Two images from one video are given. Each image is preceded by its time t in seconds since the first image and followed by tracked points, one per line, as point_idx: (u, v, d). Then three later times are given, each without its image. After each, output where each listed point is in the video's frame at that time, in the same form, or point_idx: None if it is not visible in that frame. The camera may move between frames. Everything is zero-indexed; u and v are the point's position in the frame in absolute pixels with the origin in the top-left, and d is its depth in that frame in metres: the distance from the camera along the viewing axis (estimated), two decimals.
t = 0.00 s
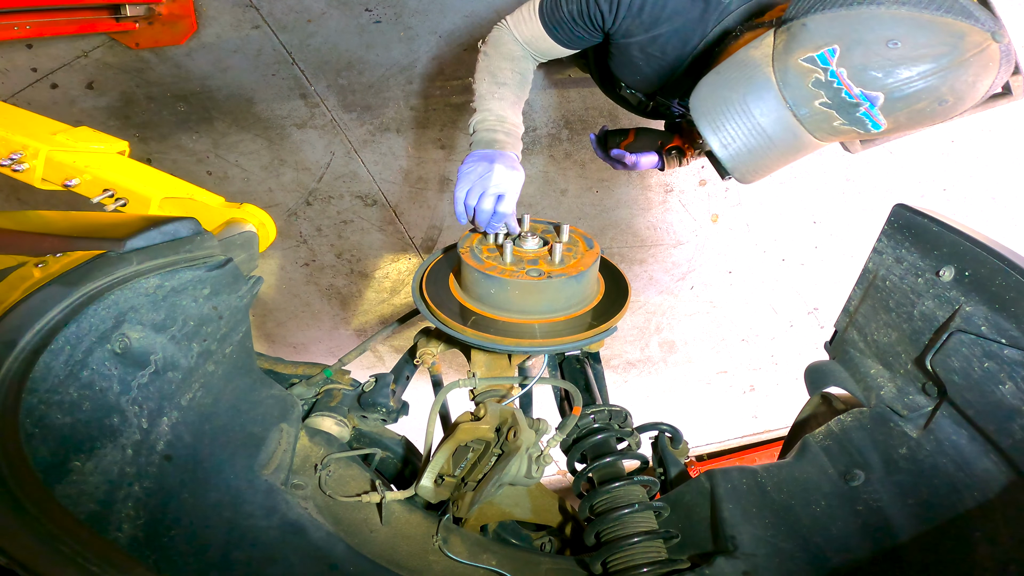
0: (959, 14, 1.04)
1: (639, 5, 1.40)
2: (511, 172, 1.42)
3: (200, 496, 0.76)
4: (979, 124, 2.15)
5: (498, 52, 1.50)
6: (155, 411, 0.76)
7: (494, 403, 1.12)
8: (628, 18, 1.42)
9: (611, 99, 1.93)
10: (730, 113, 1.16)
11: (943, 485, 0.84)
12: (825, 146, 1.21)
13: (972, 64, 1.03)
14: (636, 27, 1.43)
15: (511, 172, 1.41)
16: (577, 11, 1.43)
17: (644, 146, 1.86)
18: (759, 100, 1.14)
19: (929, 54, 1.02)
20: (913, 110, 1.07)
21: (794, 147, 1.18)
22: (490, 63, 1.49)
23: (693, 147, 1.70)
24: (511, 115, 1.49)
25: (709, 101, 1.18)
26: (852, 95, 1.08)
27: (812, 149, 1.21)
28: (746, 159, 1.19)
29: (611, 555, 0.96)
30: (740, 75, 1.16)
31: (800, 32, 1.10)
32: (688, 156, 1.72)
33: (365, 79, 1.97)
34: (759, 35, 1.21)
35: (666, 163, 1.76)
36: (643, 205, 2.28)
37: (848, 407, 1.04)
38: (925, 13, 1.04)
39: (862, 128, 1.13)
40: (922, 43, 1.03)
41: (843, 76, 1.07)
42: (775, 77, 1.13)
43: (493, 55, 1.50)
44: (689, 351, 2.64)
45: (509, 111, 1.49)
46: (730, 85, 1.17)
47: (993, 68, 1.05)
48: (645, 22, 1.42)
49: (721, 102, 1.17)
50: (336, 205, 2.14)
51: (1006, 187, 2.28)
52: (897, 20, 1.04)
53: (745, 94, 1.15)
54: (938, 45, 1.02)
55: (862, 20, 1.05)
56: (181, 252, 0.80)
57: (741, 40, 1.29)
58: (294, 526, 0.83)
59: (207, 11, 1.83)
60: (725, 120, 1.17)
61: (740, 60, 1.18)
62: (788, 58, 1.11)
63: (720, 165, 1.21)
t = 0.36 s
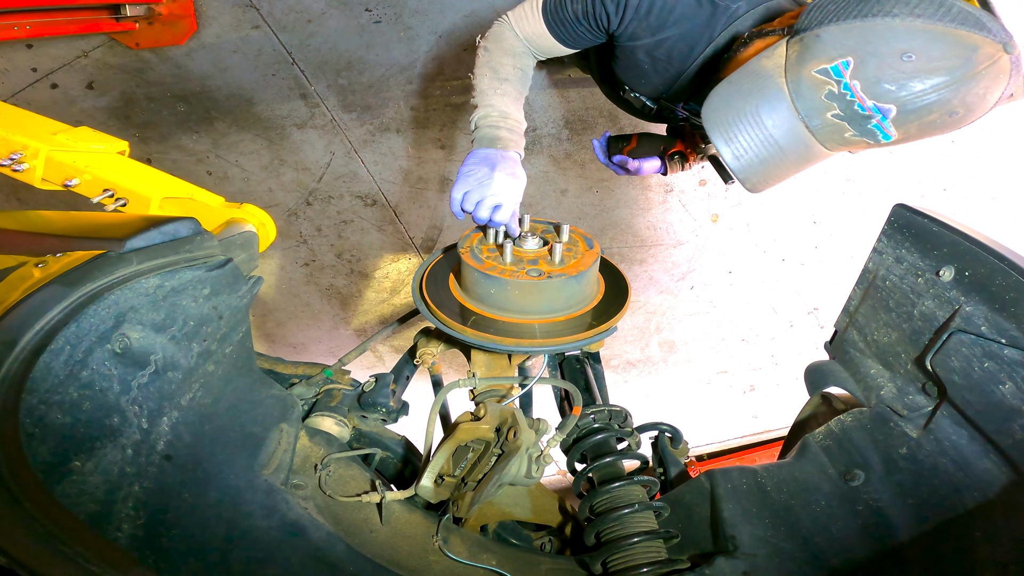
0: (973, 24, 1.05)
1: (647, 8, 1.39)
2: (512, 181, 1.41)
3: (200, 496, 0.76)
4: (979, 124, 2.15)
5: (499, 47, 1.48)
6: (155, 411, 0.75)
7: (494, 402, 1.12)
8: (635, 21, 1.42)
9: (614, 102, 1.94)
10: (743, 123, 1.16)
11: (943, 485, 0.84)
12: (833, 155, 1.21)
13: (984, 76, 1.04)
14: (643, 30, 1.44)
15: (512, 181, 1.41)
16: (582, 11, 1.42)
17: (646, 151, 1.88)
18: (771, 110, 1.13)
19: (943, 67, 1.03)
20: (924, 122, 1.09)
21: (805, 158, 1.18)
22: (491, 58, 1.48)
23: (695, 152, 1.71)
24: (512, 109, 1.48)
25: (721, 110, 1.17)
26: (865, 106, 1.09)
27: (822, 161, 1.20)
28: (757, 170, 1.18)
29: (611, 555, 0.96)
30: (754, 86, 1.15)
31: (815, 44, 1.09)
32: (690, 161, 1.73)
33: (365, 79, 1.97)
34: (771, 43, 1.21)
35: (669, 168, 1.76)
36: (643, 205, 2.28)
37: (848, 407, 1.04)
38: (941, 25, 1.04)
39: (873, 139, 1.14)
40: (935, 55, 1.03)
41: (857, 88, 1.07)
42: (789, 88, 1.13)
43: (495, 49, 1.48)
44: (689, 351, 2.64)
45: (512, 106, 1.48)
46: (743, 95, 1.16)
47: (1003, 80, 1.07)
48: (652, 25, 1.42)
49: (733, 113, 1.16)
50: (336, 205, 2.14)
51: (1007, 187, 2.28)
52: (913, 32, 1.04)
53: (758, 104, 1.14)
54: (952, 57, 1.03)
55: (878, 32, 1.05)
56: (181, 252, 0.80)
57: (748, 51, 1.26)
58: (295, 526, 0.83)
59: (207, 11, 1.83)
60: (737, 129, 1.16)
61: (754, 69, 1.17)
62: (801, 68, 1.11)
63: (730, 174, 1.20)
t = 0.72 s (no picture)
0: (977, 37, 1.05)
1: (653, 12, 1.41)
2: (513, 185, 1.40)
3: (200, 496, 0.76)
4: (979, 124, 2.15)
5: (502, 51, 1.46)
6: (155, 411, 0.75)
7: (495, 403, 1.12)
8: (641, 24, 1.43)
9: (614, 103, 1.94)
10: (746, 132, 1.16)
11: (943, 485, 0.84)
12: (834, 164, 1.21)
13: (987, 89, 1.05)
14: (648, 34, 1.44)
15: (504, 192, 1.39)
16: (588, 15, 1.42)
17: (645, 155, 1.88)
18: (774, 119, 1.14)
19: (947, 80, 1.03)
20: (925, 134, 1.09)
21: (807, 167, 1.18)
22: (494, 63, 1.45)
23: (695, 156, 1.71)
24: (515, 113, 1.44)
25: (724, 119, 1.18)
26: (867, 119, 1.08)
27: (824, 169, 1.20)
28: (759, 179, 1.19)
29: (611, 555, 0.96)
30: (757, 96, 1.15)
31: (820, 55, 1.09)
32: (689, 165, 1.73)
33: (365, 80, 1.97)
34: (776, 52, 1.21)
35: (667, 171, 1.76)
36: (643, 205, 2.28)
37: (848, 407, 1.04)
38: (947, 37, 1.04)
39: (873, 150, 1.13)
40: (938, 69, 1.04)
41: (860, 100, 1.07)
42: (793, 102, 1.12)
43: (498, 53, 1.46)
44: (689, 352, 2.64)
45: (515, 111, 1.44)
46: (745, 105, 1.16)
47: (1006, 93, 1.07)
48: (658, 30, 1.43)
49: (735, 122, 1.17)
50: (336, 205, 2.14)
51: (1007, 188, 2.28)
52: (917, 45, 1.04)
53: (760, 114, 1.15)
54: (956, 70, 1.03)
55: (883, 44, 1.05)
56: (181, 252, 0.80)
57: (753, 59, 1.26)
58: (295, 526, 0.83)
59: (207, 12, 1.83)
60: (740, 138, 1.17)
61: (758, 79, 1.17)
62: (806, 79, 1.10)
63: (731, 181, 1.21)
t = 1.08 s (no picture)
0: (977, 37, 1.05)
1: (654, 13, 1.41)
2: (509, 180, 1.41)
3: (200, 496, 0.76)
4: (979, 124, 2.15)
5: (494, 39, 1.45)
6: (155, 411, 0.75)
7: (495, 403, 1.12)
8: (642, 25, 1.43)
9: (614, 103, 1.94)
10: (747, 133, 1.16)
11: (943, 485, 0.84)
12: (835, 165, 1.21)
13: (987, 89, 1.05)
14: (649, 35, 1.44)
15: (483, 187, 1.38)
16: (586, 10, 1.41)
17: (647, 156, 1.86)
18: (775, 120, 1.14)
19: (947, 80, 1.03)
20: (925, 134, 1.09)
21: (807, 167, 1.18)
22: (485, 50, 1.44)
23: (698, 155, 1.71)
24: (502, 100, 1.44)
25: (725, 120, 1.17)
26: (867, 119, 1.08)
27: (824, 170, 1.20)
28: (761, 179, 1.18)
29: (611, 555, 0.96)
30: (758, 96, 1.15)
31: (820, 55, 1.09)
32: (693, 164, 1.72)
33: (365, 80, 1.97)
34: (777, 53, 1.21)
35: (671, 171, 1.75)
36: (643, 205, 2.28)
37: (848, 407, 1.04)
38: (947, 38, 1.04)
39: (874, 150, 1.13)
40: (939, 69, 1.04)
41: (861, 100, 1.07)
42: (794, 103, 1.13)
43: (491, 41, 1.45)
44: (689, 352, 2.64)
45: (503, 98, 1.44)
46: (746, 106, 1.16)
47: (1007, 92, 1.07)
48: (659, 31, 1.43)
49: (736, 123, 1.16)
50: (336, 205, 2.14)
51: (1006, 188, 2.28)
52: (917, 45, 1.04)
53: (761, 114, 1.15)
54: (956, 71, 1.03)
55: (883, 44, 1.05)
56: (182, 252, 0.80)
57: (754, 59, 1.26)
58: (294, 526, 0.83)
59: (207, 11, 1.83)
60: (740, 138, 1.16)
61: (758, 79, 1.17)
62: (806, 80, 1.11)
63: (731, 182, 1.21)
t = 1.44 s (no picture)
0: (977, 26, 1.04)
1: (655, 8, 1.40)
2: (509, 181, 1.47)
3: (200, 496, 0.76)
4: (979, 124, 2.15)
5: (486, 32, 1.46)
6: (155, 411, 0.75)
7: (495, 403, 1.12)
8: (641, 20, 1.43)
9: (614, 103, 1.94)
10: (745, 124, 1.16)
11: (943, 485, 0.84)
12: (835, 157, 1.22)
13: (987, 79, 1.04)
14: (649, 30, 1.44)
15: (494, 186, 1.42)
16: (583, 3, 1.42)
17: (649, 153, 1.90)
18: (773, 111, 1.14)
19: (947, 69, 1.03)
20: (925, 124, 1.09)
21: (807, 159, 1.18)
22: (477, 43, 1.45)
23: (699, 150, 1.70)
24: (491, 100, 1.48)
25: (724, 111, 1.17)
26: (866, 109, 1.09)
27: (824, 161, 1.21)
28: (760, 170, 1.18)
29: (611, 555, 0.96)
30: (757, 87, 1.16)
31: (818, 46, 1.09)
32: (694, 160, 1.71)
33: (365, 80, 1.97)
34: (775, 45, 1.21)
35: (672, 167, 1.76)
36: (643, 205, 2.28)
37: (848, 407, 1.04)
38: (946, 28, 1.04)
39: (874, 141, 1.14)
40: (939, 58, 1.03)
41: (859, 90, 1.08)
42: (792, 93, 1.13)
43: (484, 35, 1.46)
44: (689, 352, 2.64)
45: (493, 98, 1.48)
46: (745, 96, 1.16)
47: (1008, 81, 1.06)
48: (659, 26, 1.42)
49: (735, 114, 1.17)
50: (336, 205, 2.14)
51: (1007, 188, 2.28)
52: (916, 34, 1.04)
53: (760, 105, 1.15)
54: (955, 60, 1.03)
55: (881, 34, 1.05)
56: (182, 252, 0.80)
57: (753, 52, 1.26)
58: (294, 526, 0.83)
59: (206, 12, 1.83)
60: (739, 129, 1.16)
61: (757, 70, 1.17)
62: (804, 70, 1.11)
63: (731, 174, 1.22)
